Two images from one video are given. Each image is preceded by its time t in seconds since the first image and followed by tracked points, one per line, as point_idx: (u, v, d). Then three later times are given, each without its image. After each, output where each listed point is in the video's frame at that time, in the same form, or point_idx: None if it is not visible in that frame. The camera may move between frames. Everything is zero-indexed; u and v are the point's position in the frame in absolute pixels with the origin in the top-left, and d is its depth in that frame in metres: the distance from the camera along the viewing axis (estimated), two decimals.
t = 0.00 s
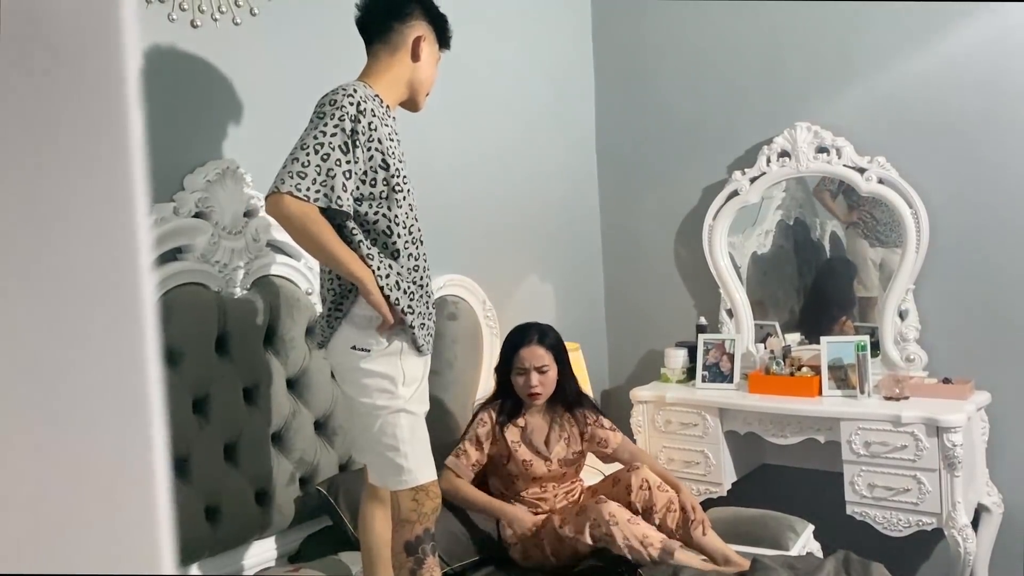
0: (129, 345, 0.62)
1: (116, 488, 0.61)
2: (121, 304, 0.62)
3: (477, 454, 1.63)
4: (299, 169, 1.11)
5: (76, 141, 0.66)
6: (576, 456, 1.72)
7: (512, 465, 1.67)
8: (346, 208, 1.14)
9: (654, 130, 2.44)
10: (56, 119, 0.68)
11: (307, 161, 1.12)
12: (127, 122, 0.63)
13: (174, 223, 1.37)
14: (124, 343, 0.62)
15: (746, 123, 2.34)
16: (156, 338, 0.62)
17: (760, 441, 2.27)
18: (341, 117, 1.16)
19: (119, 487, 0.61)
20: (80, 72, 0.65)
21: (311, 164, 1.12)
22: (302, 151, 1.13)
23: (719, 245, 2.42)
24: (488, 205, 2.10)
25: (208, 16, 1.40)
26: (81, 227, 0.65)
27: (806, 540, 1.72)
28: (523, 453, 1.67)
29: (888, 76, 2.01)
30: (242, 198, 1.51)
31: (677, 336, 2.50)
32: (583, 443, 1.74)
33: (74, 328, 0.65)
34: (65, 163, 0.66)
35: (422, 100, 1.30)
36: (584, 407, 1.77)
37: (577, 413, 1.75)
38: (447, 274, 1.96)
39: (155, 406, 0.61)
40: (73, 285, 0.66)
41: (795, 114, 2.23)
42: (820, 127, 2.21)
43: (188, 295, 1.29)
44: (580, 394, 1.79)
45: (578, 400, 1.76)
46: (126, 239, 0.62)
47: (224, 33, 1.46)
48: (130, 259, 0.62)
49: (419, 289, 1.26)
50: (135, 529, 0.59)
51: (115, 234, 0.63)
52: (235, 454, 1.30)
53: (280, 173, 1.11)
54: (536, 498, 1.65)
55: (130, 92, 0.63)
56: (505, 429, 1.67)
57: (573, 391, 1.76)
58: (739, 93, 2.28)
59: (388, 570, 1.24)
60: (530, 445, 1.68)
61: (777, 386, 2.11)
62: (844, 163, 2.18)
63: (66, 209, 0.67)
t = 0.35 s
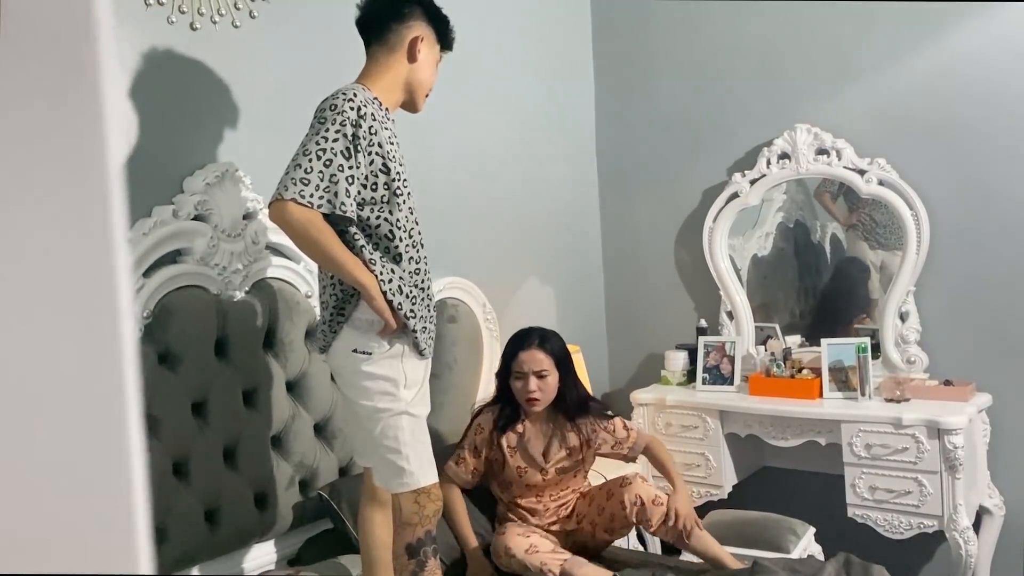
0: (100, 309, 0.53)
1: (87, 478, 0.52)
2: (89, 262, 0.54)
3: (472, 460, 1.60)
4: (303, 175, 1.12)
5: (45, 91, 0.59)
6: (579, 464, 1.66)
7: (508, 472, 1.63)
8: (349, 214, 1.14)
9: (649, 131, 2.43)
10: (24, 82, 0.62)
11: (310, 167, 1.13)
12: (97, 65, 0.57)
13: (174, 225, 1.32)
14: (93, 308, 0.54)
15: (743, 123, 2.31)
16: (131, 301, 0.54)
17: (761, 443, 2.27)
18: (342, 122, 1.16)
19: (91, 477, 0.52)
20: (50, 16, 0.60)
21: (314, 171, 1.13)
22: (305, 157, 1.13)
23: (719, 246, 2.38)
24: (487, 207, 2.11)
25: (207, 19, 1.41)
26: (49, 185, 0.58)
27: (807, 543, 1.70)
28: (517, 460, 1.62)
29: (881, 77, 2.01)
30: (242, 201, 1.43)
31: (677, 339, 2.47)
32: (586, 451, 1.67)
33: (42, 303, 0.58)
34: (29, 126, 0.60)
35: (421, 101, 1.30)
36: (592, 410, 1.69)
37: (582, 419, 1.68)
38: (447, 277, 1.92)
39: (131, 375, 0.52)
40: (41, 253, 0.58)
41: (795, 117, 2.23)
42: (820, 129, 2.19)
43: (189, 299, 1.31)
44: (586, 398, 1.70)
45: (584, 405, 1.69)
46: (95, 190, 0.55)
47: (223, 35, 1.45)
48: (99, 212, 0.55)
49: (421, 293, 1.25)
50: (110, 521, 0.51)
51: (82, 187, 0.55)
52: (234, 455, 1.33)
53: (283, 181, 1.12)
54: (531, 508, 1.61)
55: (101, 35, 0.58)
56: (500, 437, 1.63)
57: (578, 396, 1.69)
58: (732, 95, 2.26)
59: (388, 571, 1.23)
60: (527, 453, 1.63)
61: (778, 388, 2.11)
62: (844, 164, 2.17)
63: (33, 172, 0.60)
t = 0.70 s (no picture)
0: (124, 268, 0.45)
1: (111, 466, 0.44)
2: (112, 213, 0.45)
3: (490, 471, 1.57)
4: (303, 184, 1.13)
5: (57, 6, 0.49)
6: (606, 483, 1.57)
7: (529, 484, 1.59)
8: (351, 222, 1.15)
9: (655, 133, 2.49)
10: None
11: (311, 176, 1.13)
12: None
13: (178, 233, 1.32)
14: (109, 235, 0.45)
15: (746, 127, 2.31)
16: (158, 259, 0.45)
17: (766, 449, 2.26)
18: (342, 130, 1.16)
19: (115, 460, 0.44)
20: None
21: (315, 179, 1.13)
22: (305, 166, 1.14)
23: (722, 250, 2.34)
24: (491, 212, 2.12)
25: (212, 26, 1.43)
26: (63, 118, 0.48)
27: (812, 548, 1.70)
28: (535, 473, 1.57)
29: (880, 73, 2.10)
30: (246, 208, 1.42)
31: (682, 344, 2.46)
32: (614, 470, 1.57)
33: (50, 256, 0.48)
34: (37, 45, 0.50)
35: (427, 99, 1.30)
36: (624, 424, 1.58)
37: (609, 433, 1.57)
38: (450, 283, 1.92)
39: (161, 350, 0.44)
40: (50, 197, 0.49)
41: (798, 122, 2.22)
42: (823, 134, 2.15)
43: (192, 306, 1.30)
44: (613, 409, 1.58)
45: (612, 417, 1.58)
46: (119, 128, 0.45)
47: (227, 42, 1.47)
48: (124, 152, 0.45)
49: (425, 298, 1.26)
50: (140, 517, 0.43)
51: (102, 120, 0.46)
52: (239, 461, 1.34)
53: (284, 190, 1.12)
54: (552, 526, 1.56)
55: None
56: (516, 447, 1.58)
57: (605, 407, 1.58)
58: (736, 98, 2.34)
59: None
60: (546, 466, 1.57)
61: (783, 394, 2.10)
62: (848, 169, 2.12)
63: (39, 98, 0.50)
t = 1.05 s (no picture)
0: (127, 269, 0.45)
1: (115, 465, 0.45)
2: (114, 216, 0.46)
3: (526, 472, 1.58)
4: (303, 190, 1.13)
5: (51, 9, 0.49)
6: (640, 494, 1.49)
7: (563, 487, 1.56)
8: (351, 227, 1.15)
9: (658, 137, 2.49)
10: None
11: (310, 181, 1.14)
12: None
13: (182, 237, 1.32)
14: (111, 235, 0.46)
15: (749, 131, 2.31)
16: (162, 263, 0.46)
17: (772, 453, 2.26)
18: (341, 135, 1.17)
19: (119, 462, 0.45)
20: None
21: (314, 185, 1.14)
22: (304, 171, 1.14)
23: (727, 255, 2.33)
24: (496, 216, 2.13)
25: (215, 32, 1.44)
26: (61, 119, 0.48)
27: (818, 552, 1.70)
28: (568, 476, 1.54)
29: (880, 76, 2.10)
30: (251, 214, 1.43)
31: (687, 348, 2.46)
32: (648, 480, 1.48)
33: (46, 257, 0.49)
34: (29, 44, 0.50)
35: (429, 107, 1.29)
36: (660, 428, 1.50)
37: (642, 438, 1.50)
38: (454, 287, 1.92)
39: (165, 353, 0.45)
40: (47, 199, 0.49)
41: (802, 125, 2.22)
42: (826, 137, 2.15)
43: (195, 310, 1.30)
44: (651, 415, 1.52)
45: (645, 420, 1.51)
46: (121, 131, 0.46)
47: (232, 48, 1.48)
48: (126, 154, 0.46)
49: (425, 303, 1.26)
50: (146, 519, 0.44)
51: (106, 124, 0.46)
52: (244, 465, 1.34)
53: (284, 196, 1.13)
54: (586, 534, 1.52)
55: None
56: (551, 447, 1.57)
57: (635, 408, 1.51)
58: (734, 101, 2.34)
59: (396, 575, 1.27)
60: (577, 469, 1.54)
61: (788, 398, 2.10)
62: (851, 172, 2.12)
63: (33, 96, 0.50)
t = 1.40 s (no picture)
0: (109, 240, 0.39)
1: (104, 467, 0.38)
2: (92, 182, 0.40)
3: (563, 474, 1.61)
4: (316, 195, 1.13)
5: None
6: (675, 501, 1.51)
7: (595, 490, 1.58)
8: (364, 232, 1.16)
9: (660, 143, 2.49)
10: None
11: (324, 187, 1.14)
12: None
13: (186, 244, 1.32)
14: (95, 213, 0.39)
15: (753, 135, 2.32)
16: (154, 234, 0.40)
17: (778, 458, 2.25)
18: (353, 141, 1.17)
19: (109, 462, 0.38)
20: None
21: (327, 190, 1.14)
22: (318, 177, 1.14)
23: (732, 260, 2.32)
24: (501, 222, 2.13)
25: (220, 40, 1.45)
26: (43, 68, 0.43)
27: (824, 557, 1.69)
28: (602, 479, 1.56)
29: (886, 76, 2.10)
30: (255, 221, 1.43)
31: (692, 353, 2.46)
32: (683, 487, 1.51)
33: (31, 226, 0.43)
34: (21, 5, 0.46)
35: (436, 114, 1.30)
36: (699, 438, 1.54)
37: (682, 446, 1.53)
38: (459, 293, 1.93)
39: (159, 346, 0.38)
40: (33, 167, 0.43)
41: (806, 130, 2.22)
42: (830, 142, 2.15)
43: (200, 316, 1.31)
44: (691, 424, 1.55)
45: (686, 429, 1.54)
46: (101, 90, 0.40)
47: (236, 55, 1.49)
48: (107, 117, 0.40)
49: (432, 309, 1.26)
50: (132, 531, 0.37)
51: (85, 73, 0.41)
52: (249, 472, 1.34)
53: (297, 201, 1.13)
54: (612, 537, 1.53)
55: None
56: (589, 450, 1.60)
57: (675, 417, 1.53)
58: (737, 106, 2.34)
59: None
60: (612, 473, 1.55)
61: (794, 403, 2.09)
62: (856, 177, 2.12)
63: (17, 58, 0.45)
